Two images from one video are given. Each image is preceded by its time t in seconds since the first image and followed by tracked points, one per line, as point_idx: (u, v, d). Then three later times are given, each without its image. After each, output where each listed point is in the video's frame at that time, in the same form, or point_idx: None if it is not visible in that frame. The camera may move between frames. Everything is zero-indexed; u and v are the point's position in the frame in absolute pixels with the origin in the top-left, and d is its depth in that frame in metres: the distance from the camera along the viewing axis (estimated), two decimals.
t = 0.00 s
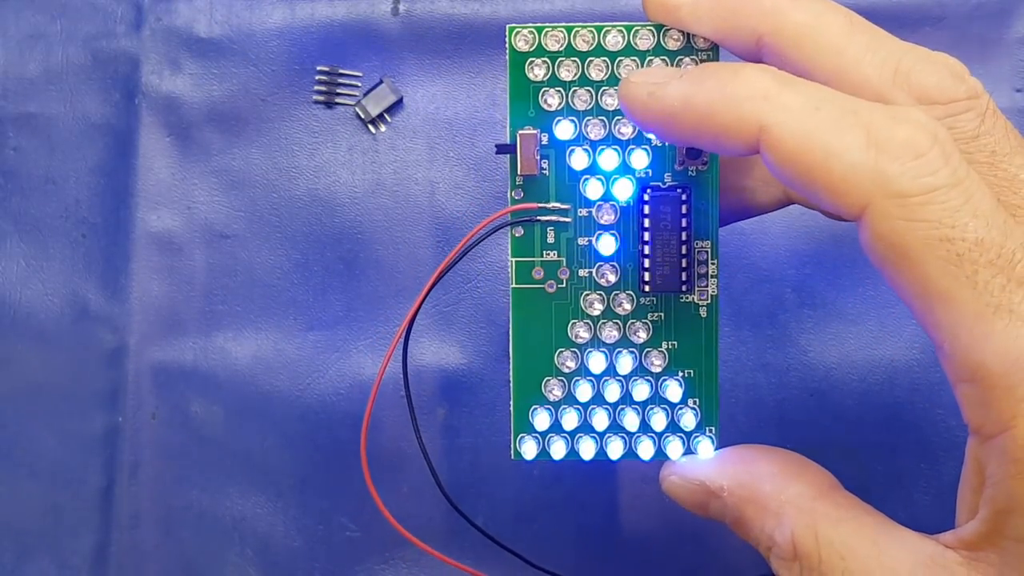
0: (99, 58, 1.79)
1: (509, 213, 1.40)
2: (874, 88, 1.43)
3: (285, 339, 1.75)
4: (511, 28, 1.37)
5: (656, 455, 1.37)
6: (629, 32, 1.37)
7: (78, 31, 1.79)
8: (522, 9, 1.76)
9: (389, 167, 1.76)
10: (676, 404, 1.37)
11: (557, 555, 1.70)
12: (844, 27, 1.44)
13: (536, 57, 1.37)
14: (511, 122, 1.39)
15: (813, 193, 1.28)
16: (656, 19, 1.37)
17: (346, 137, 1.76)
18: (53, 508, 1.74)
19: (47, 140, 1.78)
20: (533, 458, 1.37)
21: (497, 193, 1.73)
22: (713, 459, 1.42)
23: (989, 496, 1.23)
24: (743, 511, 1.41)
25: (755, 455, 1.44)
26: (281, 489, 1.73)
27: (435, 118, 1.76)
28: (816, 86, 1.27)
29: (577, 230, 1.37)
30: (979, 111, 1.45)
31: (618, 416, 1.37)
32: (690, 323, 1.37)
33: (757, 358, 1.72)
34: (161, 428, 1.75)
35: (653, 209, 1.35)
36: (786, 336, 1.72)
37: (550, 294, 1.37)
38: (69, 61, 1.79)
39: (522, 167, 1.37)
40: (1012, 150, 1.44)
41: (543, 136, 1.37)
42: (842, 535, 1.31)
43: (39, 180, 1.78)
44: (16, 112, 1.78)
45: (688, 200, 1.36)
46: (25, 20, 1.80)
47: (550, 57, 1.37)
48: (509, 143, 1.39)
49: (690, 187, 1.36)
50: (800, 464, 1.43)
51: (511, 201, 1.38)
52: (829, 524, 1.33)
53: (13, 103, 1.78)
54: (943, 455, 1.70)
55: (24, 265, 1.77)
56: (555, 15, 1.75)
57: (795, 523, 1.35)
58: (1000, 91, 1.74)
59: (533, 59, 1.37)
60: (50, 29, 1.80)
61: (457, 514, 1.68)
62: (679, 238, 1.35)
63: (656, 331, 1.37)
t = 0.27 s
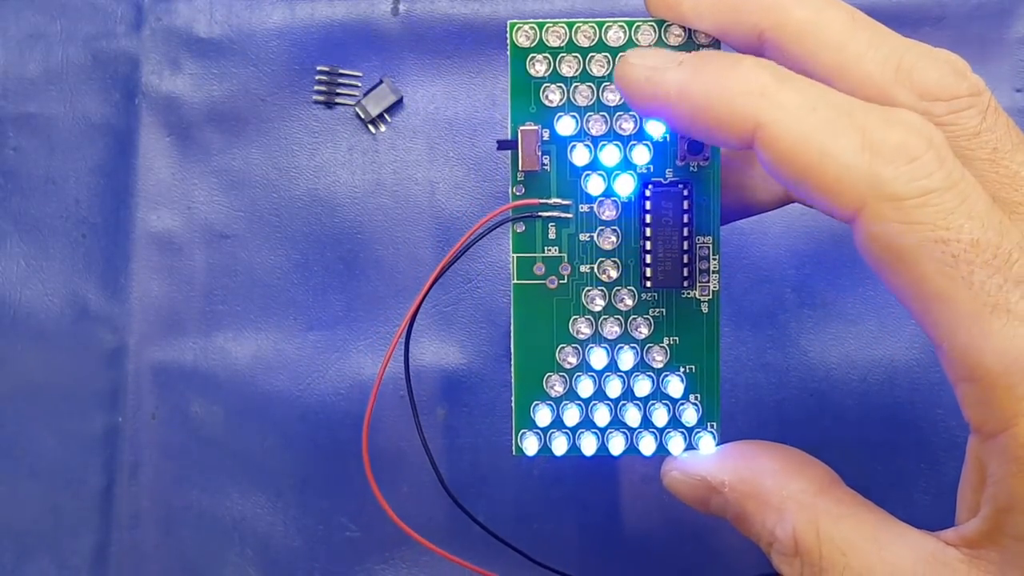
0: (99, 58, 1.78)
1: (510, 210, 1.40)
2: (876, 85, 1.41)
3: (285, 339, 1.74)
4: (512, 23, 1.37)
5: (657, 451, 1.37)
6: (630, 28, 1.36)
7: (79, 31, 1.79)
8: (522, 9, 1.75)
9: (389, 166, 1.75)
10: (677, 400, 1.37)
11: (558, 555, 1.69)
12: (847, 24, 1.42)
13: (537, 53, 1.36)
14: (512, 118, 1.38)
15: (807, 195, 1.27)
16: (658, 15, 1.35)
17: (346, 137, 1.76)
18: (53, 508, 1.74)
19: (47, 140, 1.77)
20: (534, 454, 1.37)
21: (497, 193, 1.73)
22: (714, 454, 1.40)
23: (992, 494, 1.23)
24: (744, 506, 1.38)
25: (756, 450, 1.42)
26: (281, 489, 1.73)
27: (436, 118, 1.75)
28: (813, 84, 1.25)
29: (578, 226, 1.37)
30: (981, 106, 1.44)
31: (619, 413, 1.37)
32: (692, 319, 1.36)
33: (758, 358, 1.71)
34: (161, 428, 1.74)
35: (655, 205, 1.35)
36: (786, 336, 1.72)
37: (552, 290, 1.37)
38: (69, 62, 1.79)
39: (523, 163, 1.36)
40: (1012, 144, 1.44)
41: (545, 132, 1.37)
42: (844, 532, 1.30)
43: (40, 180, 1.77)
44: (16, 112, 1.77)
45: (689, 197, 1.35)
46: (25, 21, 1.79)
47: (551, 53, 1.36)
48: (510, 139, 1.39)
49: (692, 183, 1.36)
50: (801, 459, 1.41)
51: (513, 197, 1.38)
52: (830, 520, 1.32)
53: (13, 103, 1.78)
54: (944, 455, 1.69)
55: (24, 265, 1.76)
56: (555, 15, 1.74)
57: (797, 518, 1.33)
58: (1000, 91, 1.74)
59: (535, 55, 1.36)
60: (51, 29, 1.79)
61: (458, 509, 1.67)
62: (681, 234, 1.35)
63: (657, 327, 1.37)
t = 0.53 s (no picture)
0: (99, 58, 1.79)
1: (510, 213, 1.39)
2: (876, 90, 1.41)
3: (285, 339, 1.74)
4: (514, 28, 1.37)
5: (657, 455, 1.37)
6: (631, 32, 1.36)
7: (79, 31, 1.79)
8: (522, 9, 1.75)
9: (389, 167, 1.75)
10: (677, 404, 1.37)
11: (558, 555, 1.70)
12: (845, 28, 1.42)
13: (538, 57, 1.36)
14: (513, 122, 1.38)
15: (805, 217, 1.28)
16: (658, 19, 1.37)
17: (346, 137, 1.76)
18: (53, 508, 1.74)
19: (47, 141, 1.78)
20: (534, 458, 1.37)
21: (497, 193, 1.73)
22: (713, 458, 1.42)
23: (993, 501, 1.23)
24: (743, 511, 1.40)
25: (756, 454, 1.44)
26: (281, 489, 1.73)
27: (435, 118, 1.75)
28: (800, 103, 1.26)
29: (578, 230, 1.37)
30: (982, 110, 1.44)
31: (618, 417, 1.37)
32: (691, 323, 1.37)
33: (757, 358, 1.72)
34: (161, 428, 1.75)
35: (655, 209, 1.35)
36: (786, 336, 1.72)
37: (552, 294, 1.37)
38: (69, 61, 1.79)
39: (525, 167, 1.36)
40: (1009, 147, 1.46)
41: (546, 136, 1.37)
42: (844, 535, 1.31)
43: (40, 180, 1.77)
44: (16, 112, 1.78)
45: (689, 200, 1.35)
46: (25, 20, 1.80)
47: (552, 57, 1.36)
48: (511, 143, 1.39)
49: (692, 187, 1.36)
50: (802, 464, 1.42)
51: (513, 200, 1.38)
52: (830, 524, 1.33)
53: (13, 103, 1.78)
54: (943, 455, 1.69)
55: (24, 265, 1.77)
56: (555, 15, 1.75)
57: (796, 523, 1.34)
58: (1000, 91, 1.74)
59: (535, 60, 1.36)
60: (51, 29, 1.79)
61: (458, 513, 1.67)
62: (681, 238, 1.35)
63: (656, 331, 1.37)
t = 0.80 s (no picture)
0: (99, 58, 1.78)
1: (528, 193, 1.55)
2: (894, 75, 1.41)
3: (285, 339, 1.74)
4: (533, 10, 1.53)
5: (672, 436, 1.52)
6: (649, 15, 1.51)
7: (79, 31, 1.79)
8: (523, 9, 1.75)
9: (389, 167, 1.75)
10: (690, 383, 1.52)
11: (558, 556, 1.69)
12: (865, 17, 1.43)
13: (556, 37, 1.53)
14: (531, 103, 1.53)
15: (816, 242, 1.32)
16: None
17: (345, 137, 1.76)
18: (53, 509, 1.74)
19: (47, 141, 1.77)
20: (549, 438, 1.53)
21: (498, 193, 1.73)
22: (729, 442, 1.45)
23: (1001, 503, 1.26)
24: (757, 493, 1.42)
25: (774, 438, 1.45)
26: (281, 489, 1.72)
27: (435, 118, 1.75)
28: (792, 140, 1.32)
29: (594, 212, 1.51)
30: (996, 102, 1.42)
31: (634, 397, 1.52)
32: (704, 306, 1.53)
33: (757, 358, 1.71)
34: (161, 428, 1.74)
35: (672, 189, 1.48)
36: (786, 336, 1.71)
37: (569, 275, 1.51)
38: (69, 62, 1.79)
39: (542, 147, 1.52)
40: None
41: (563, 117, 1.52)
42: (856, 526, 1.35)
43: (39, 180, 1.77)
44: (16, 112, 1.78)
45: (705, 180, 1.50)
46: (25, 20, 1.79)
47: (571, 38, 1.52)
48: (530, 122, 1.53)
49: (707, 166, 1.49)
50: (818, 451, 1.44)
51: (531, 181, 1.53)
52: (845, 513, 1.36)
53: (13, 103, 1.78)
54: (943, 455, 1.69)
55: (24, 265, 1.77)
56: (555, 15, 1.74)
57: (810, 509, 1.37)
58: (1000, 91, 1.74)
59: (553, 41, 1.53)
60: (51, 29, 1.79)
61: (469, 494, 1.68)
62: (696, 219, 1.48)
63: (671, 313, 1.51)
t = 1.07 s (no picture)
0: (99, 58, 1.78)
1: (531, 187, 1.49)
2: (898, 73, 1.40)
3: (285, 339, 1.74)
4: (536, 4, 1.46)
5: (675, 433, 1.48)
6: (654, 9, 1.44)
7: (79, 31, 1.78)
8: (522, 9, 1.74)
9: (389, 167, 1.74)
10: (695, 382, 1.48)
11: (558, 556, 1.69)
12: (872, 15, 1.43)
13: (561, 31, 1.45)
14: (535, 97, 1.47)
15: (802, 292, 1.30)
16: None
17: (345, 137, 1.75)
18: (53, 509, 1.74)
19: (47, 141, 1.77)
20: (552, 434, 1.49)
21: (497, 193, 1.73)
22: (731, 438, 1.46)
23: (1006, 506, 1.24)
24: (759, 490, 1.44)
25: (778, 436, 1.46)
26: (281, 489, 1.72)
27: (436, 118, 1.75)
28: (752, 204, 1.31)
29: (598, 207, 1.46)
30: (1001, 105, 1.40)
31: (636, 394, 1.47)
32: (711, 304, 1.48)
33: (757, 358, 1.71)
34: (161, 428, 1.74)
35: (678, 185, 1.43)
36: (785, 336, 1.71)
37: (571, 270, 1.47)
38: (69, 61, 1.78)
39: (546, 142, 1.45)
40: None
41: (567, 112, 1.46)
42: (857, 525, 1.34)
43: (40, 180, 1.77)
44: (17, 112, 1.77)
45: (712, 175, 1.44)
46: (25, 20, 1.79)
47: (575, 32, 1.45)
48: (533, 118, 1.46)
49: (714, 163, 1.45)
50: (822, 449, 1.45)
51: (533, 175, 1.47)
52: (847, 510, 1.36)
53: (13, 103, 1.77)
54: (943, 455, 1.69)
55: (24, 265, 1.76)
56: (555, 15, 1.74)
57: (814, 505, 1.38)
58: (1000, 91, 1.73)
59: (558, 34, 1.45)
60: (51, 29, 1.79)
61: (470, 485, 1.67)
62: (703, 214, 1.43)
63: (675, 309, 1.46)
